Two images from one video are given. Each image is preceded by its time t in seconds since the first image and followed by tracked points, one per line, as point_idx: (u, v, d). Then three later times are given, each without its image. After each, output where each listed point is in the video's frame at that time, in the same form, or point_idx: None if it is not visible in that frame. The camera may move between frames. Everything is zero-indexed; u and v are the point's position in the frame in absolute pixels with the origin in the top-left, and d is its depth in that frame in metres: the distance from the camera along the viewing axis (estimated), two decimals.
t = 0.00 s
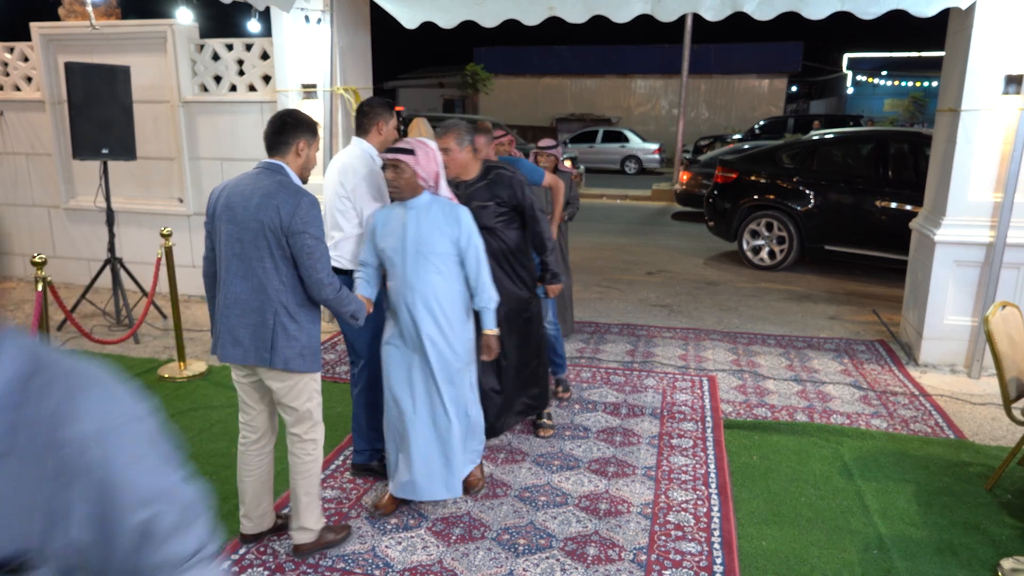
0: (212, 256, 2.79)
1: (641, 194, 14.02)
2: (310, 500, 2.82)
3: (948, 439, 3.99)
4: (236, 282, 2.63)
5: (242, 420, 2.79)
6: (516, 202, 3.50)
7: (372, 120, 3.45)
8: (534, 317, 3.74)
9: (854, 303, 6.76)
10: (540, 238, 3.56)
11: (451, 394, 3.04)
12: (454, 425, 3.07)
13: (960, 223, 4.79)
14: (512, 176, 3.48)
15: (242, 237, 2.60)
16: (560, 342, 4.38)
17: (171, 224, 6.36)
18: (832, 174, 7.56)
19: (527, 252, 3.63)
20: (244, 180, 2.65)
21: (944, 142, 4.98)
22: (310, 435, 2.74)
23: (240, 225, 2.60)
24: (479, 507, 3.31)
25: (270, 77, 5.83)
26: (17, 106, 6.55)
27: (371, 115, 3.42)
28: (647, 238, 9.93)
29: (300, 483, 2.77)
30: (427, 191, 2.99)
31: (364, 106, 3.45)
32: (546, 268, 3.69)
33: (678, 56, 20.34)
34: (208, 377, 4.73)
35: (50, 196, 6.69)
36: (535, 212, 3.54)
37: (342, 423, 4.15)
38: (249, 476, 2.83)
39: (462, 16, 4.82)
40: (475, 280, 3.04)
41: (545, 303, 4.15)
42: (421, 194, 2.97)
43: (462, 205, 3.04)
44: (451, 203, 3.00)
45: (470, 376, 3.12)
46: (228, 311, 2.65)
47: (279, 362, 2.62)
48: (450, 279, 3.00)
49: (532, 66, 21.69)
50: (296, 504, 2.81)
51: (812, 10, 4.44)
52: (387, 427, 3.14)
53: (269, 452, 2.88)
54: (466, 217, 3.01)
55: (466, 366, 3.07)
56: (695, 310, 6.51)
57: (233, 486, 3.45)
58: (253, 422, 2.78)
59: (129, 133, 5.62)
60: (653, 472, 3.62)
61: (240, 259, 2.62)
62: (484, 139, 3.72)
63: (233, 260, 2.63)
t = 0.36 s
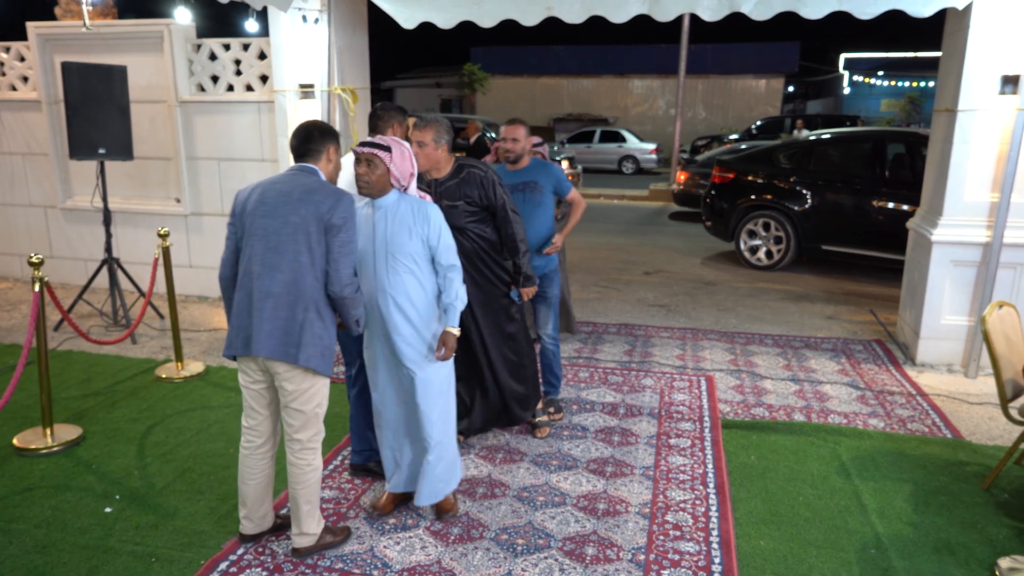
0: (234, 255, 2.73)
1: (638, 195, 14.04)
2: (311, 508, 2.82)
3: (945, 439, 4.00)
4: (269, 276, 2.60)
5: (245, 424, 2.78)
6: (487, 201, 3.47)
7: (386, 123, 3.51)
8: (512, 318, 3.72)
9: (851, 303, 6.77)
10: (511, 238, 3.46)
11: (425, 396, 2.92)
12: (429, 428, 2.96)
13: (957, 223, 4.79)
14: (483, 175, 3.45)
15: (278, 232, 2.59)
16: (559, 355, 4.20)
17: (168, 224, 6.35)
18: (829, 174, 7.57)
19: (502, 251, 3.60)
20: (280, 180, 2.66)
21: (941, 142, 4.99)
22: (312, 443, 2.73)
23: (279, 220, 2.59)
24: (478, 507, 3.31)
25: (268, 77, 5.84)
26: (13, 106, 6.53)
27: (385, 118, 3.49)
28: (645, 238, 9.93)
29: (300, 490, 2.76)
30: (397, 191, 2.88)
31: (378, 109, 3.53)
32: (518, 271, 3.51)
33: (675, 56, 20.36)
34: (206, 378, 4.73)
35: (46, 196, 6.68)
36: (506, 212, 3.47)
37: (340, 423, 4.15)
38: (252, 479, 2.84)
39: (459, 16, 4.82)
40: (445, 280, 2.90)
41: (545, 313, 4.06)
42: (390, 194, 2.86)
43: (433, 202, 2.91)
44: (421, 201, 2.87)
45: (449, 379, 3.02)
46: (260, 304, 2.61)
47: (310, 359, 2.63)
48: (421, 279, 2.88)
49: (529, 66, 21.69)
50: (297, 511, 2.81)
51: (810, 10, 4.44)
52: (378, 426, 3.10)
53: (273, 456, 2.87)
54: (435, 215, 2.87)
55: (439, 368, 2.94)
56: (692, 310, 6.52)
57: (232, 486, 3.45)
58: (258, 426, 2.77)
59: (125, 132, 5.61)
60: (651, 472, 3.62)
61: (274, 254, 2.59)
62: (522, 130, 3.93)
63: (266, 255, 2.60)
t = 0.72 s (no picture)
0: (251, 255, 2.72)
1: (636, 195, 14.04)
2: (312, 508, 2.81)
3: (944, 439, 4.00)
4: (286, 275, 2.59)
5: (252, 422, 2.78)
6: (483, 198, 3.46)
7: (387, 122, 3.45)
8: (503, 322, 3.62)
9: (850, 303, 6.78)
10: (507, 235, 3.48)
11: (413, 397, 2.92)
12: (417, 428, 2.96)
13: (955, 223, 4.80)
14: (479, 172, 3.45)
15: (295, 232, 2.59)
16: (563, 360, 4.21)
17: (166, 224, 6.34)
18: (828, 174, 7.57)
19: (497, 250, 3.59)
20: (297, 180, 2.65)
21: (939, 142, 5.00)
22: (317, 444, 2.73)
23: (296, 220, 2.59)
24: (477, 508, 3.31)
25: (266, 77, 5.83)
26: (11, 106, 6.52)
27: (386, 118, 3.41)
28: (643, 238, 9.93)
29: (303, 490, 2.76)
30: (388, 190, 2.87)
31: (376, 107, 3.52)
32: (517, 268, 3.52)
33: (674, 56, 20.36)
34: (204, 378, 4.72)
35: (45, 196, 6.67)
36: (502, 210, 3.47)
37: (340, 423, 4.15)
38: (255, 477, 2.84)
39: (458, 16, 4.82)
40: (434, 282, 2.85)
41: (557, 318, 4.04)
42: (380, 192, 2.84)
43: (423, 202, 2.86)
44: (410, 202, 2.83)
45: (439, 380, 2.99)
46: (277, 303, 2.59)
47: (329, 358, 2.62)
48: (408, 280, 2.84)
49: (528, 66, 21.69)
50: (298, 510, 2.80)
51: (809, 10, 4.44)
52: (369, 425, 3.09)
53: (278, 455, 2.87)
54: (423, 215, 2.82)
55: (428, 369, 2.92)
56: (691, 310, 6.52)
57: (231, 486, 3.45)
58: (264, 424, 2.77)
59: (123, 132, 5.61)
60: (650, 472, 3.62)
61: (290, 253, 2.59)
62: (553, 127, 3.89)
63: (283, 255, 2.59)
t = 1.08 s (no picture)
0: (237, 257, 2.74)
1: (635, 195, 14.04)
2: (308, 507, 2.80)
3: (943, 439, 4.00)
4: (267, 278, 2.60)
5: (249, 421, 2.78)
6: (498, 203, 3.40)
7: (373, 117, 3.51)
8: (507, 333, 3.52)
9: (849, 302, 6.77)
10: (518, 242, 3.41)
11: (406, 397, 2.91)
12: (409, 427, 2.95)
13: (953, 223, 4.80)
14: (497, 176, 3.40)
15: (273, 234, 2.57)
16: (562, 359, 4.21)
17: (164, 224, 6.33)
18: (826, 173, 7.57)
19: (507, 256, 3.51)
20: (275, 179, 2.63)
21: (937, 142, 5.00)
22: (311, 443, 2.72)
23: (272, 222, 2.57)
24: (475, 508, 3.30)
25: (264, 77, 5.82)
26: (8, 106, 6.51)
27: (371, 112, 3.49)
28: (642, 238, 9.93)
29: (298, 489, 2.75)
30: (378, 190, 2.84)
31: (363, 103, 3.50)
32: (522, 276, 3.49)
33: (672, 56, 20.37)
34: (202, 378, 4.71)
35: (42, 196, 6.65)
36: (516, 216, 3.42)
37: (338, 423, 4.15)
38: (252, 478, 2.82)
39: (457, 16, 4.81)
40: (428, 281, 2.85)
41: (557, 319, 4.04)
42: (370, 192, 2.82)
43: (413, 202, 2.86)
44: (400, 201, 2.82)
45: (432, 379, 2.98)
46: (260, 308, 2.62)
47: (309, 360, 2.60)
48: (401, 280, 2.83)
49: (526, 66, 21.69)
50: (294, 510, 2.79)
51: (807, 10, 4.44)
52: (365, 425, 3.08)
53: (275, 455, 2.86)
54: (414, 215, 2.82)
55: (421, 368, 2.91)
56: (690, 310, 6.52)
57: (228, 487, 3.44)
58: (260, 423, 2.77)
59: (121, 132, 5.60)
60: (649, 472, 3.62)
61: (269, 256, 2.59)
62: (551, 126, 3.89)
63: (263, 258, 2.59)
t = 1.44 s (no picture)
0: (215, 260, 2.77)
1: (633, 195, 14.04)
2: (301, 506, 2.80)
3: (941, 438, 4.00)
4: (234, 281, 2.62)
5: (235, 421, 2.78)
6: (524, 211, 3.32)
7: (360, 119, 3.52)
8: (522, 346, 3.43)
9: (847, 302, 6.78)
10: (541, 256, 3.34)
11: (400, 400, 2.88)
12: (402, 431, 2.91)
13: (952, 223, 4.81)
14: (528, 184, 3.33)
15: (235, 237, 2.58)
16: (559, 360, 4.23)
17: (162, 224, 6.32)
18: (824, 173, 7.58)
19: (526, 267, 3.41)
20: (242, 180, 2.63)
21: (935, 142, 5.00)
22: (298, 441, 2.72)
23: (234, 224, 2.58)
24: (473, 508, 3.30)
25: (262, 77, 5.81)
26: (6, 106, 6.50)
27: (357, 114, 3.49)
28: (640, 238, 9.93)
29: (290, 487, 2.75)
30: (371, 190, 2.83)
31: (348, 105, 3.50)
32: (541, 290, 3.38)
33: (670, 56, 20.38)
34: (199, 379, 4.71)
35: (40, 196, 6.64)
36: (541, 227, 3.34)
37: (335, 424, 4.14)
38: (243, 478, 2.81)
39: (455, 16, 4.81)
40: (421, 284, 2.83)
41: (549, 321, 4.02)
42: (365, 193, 2.81)
43: (407, 204, 2.87)
44: (394, 201, 2.83)
45: (425, 383, 2.94)
46: (229, 310, 2.64)
47: (275, 361, 2.60)
48: (396, 282, 2.82)
49: (525, 66, 21.69)
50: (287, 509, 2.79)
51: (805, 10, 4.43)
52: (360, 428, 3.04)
53: (264, 454, 2.86)
54: (409, 216, 2.82)
55: (414, 372, 2.89)
56: (688, 310, 6.53)
57: (226, 487, 3.44)
58: (247, 422, 2.76)
59: (119, 132, 5.58)
60: (647, 472, 3.62)
61: (234, 259, 2.60)
62: (538, 129, 3.93)
63: (230, 260, 2.60)
